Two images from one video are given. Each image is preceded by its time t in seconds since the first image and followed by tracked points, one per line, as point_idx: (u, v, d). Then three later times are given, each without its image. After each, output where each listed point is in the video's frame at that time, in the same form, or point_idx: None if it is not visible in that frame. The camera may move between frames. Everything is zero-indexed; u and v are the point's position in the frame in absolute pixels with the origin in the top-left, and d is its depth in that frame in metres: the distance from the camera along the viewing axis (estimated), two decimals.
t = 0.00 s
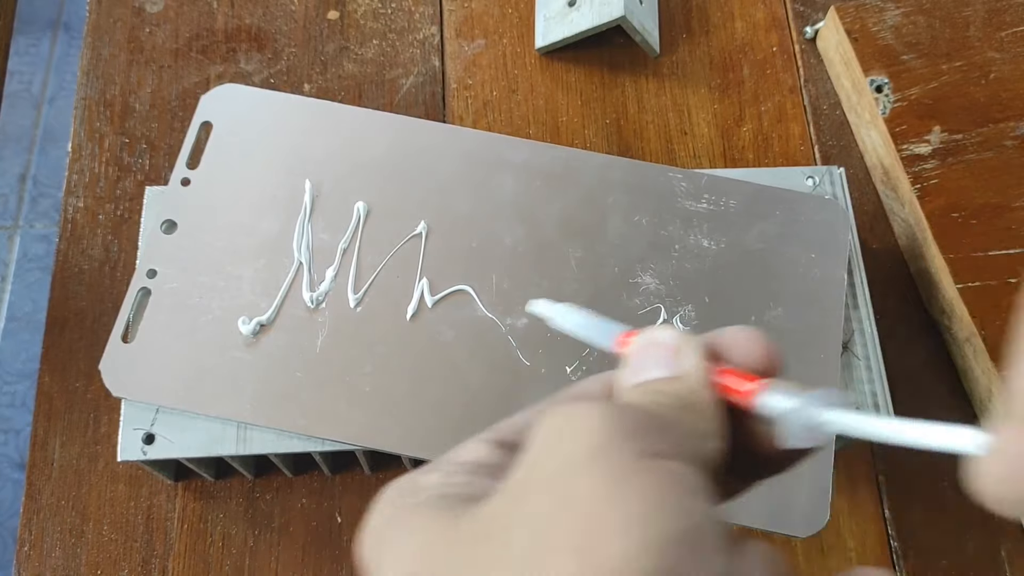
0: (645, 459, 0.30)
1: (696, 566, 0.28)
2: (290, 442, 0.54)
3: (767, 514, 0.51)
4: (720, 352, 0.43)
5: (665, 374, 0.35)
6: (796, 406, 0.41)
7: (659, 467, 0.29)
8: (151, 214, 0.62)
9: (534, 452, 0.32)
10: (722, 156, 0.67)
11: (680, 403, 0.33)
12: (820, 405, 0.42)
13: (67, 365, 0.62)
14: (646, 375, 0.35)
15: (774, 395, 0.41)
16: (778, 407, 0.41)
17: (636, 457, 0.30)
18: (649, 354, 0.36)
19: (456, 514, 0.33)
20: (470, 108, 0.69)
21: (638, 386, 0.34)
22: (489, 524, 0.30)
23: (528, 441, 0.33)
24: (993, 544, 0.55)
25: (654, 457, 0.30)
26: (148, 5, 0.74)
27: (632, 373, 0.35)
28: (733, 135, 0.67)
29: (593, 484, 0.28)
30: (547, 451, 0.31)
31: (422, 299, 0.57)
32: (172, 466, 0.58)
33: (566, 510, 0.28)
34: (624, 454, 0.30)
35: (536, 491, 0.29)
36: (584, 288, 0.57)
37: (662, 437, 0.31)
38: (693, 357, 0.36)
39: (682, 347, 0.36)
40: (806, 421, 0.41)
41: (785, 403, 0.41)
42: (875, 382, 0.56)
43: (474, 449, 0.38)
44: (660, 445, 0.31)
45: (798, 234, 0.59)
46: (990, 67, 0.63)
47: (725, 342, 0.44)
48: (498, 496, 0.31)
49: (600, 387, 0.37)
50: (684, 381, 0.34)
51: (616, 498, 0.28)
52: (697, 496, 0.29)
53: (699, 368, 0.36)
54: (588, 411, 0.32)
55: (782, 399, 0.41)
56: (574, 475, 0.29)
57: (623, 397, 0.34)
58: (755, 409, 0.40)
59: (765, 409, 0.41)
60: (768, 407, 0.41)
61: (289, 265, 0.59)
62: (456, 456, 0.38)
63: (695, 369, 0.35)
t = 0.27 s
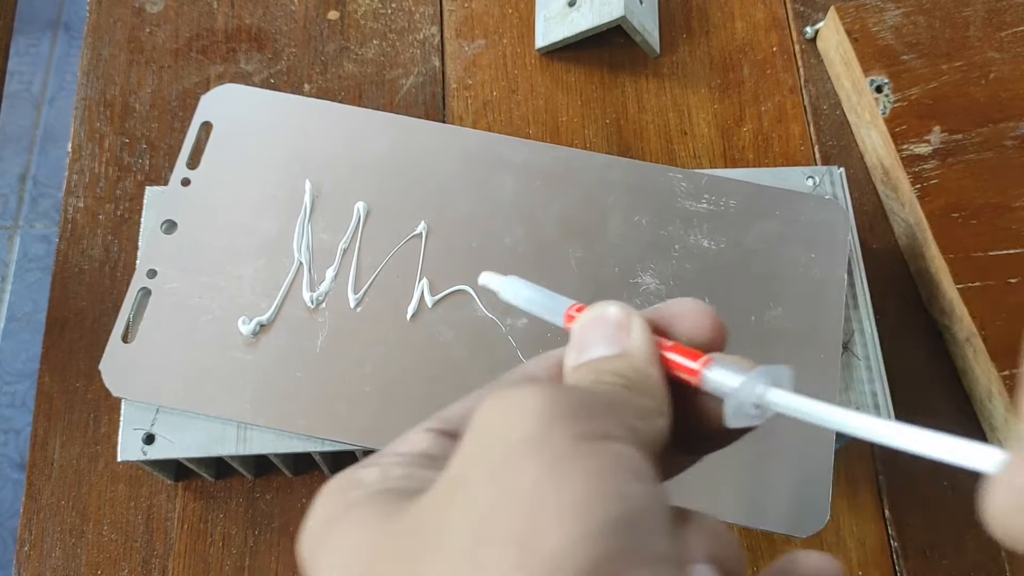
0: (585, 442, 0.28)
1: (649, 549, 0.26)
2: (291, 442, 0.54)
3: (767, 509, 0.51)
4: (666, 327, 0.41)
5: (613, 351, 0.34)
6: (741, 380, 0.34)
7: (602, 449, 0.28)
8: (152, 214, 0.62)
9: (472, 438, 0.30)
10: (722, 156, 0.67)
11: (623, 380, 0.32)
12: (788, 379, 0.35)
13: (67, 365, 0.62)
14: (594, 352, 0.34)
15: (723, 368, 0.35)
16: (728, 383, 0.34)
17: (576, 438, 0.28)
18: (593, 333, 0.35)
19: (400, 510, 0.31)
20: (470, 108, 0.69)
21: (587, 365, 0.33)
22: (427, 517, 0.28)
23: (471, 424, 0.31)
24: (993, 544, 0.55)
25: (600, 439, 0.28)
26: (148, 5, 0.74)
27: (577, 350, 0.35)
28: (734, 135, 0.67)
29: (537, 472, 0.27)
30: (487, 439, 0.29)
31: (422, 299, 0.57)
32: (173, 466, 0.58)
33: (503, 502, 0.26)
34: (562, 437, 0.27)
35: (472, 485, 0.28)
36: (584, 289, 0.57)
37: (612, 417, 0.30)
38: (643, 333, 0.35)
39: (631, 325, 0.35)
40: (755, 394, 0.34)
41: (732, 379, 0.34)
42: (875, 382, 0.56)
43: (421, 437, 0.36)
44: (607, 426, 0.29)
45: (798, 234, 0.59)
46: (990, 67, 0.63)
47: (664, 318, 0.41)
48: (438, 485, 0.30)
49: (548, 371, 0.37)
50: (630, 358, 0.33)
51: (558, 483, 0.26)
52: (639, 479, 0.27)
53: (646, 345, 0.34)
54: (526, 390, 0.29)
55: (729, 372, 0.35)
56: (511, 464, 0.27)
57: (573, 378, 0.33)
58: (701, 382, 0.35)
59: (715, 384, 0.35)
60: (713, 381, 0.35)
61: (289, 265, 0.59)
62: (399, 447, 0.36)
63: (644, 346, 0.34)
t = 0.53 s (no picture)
0: (502, 481, 0.29)
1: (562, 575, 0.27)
2: (291, 442, 0.54)
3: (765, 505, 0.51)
4: (596, 377, 0.43)
5: (544, 399, 0.36)
6: (667, 435, 0.37)
7: (518, 490, 0.29)
8: (152, 215, 0.62)
9: (396, 478, 0.30)
10: (722, 156, 0.67)
11: (550, 426, 0.34)
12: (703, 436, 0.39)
13: (67, 365, 0.62)
14: (526, 401, 0.36)
15: (652, 423, 0.38)
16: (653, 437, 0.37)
17: (493, 476, 0.29)
18: (526, 381, 0.37)
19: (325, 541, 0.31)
20: (470, 108, 0.69)
21: (517, 412, 0.35)
22: (356, 547, 0.29)
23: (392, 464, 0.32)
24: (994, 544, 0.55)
25: (516, 481, 0.29)
26: (149, 5, 0.74)
27: (510, 397, 0.36)
28: (734, 135, 0.67)
29: (455, 507, 0.28)
30: (411, 478, 0.30)
31: (422, 299, 0.57)
32: (173, 466, 0.58)
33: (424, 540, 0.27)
34: (482, 477, 0.29)
35: (386, 523, 0.29)
36: (584, 289, 0.57)
37: (534, 460, 0.31)
38: (572, 379, 0.37)
39: (562, 372, 0.37)
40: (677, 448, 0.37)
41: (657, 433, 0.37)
42: (876, 381, 0.56)
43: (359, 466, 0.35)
44: (525, 467, 0.30)
45: (797, 235, 0.59)
46: (990, 67, 0.63)
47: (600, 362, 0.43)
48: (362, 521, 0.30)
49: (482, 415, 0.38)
50: (560, 407, 0.35)
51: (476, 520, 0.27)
52: (551, 515, 0.28)
53: (574, 392, 0.36)
54: (450, 434, 0.31)
55: (656, 428, 0.37)
56: (433, 502, 0.28)
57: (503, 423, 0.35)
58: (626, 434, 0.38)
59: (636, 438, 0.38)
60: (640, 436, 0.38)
61: (289, 265, 0.59)
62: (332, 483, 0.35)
63: (573, 394, 0.36)
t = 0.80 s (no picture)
0: (508, 426, 0.27)
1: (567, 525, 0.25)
2: (292, 443, 0.54)
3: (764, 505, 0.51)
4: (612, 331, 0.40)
5: (559, 356, 0.34)
6: (681, 382, 0.34)
7: (526, 434, 0.27)
8: (152, 215, 0.62)
9: (405, 429, 0.29)
10: (722, 156, 0.67)
11: (566, 382, 0.32)
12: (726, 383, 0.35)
13: (67, 365, 0.62)
14: (541, 359, 0.34)
15: (665, 371, 0.34)
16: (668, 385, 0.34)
17: (495, 422, 0.27)
18: (540, 338, 0.35)
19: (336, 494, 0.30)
20: (470, 108, 0.69)
21: (531, 371, 0.33)
22: (361, 496, 0.27)
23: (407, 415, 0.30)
24: (993, 545, 0.55)
25: (527, 427, 0.28)
26: (149, 5, 0.74)
27: (526, 356, 0.35)
28: (734, 135, 0.67)
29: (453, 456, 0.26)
30: (417, 428, 0.28)
31: (422, 299, 0.57)
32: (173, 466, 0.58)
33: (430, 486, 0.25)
34: (485, 423, 0.27)
35: (393, 475, 0.27)
36: (584, 289, 0.57)
37: (544, 412, 0.29)
38: (587, 334, 0.35)
39: (578, 330, 0.35)
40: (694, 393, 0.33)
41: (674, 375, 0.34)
42: (876, 382, 0.56)
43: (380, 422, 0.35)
44: (537, 415, 0.29)
45: (797, 235, 0.59)
46: (990, 67, 0.63)
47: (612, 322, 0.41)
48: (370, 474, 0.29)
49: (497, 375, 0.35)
50: (575, 362, 0.34)
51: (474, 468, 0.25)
52: (553, 460, 0.26)
53: (591, 348, 0.34)
54: (460, 381, 0.29)
55: (671, 373, 0.34)
56: (443, 444, 0.26)
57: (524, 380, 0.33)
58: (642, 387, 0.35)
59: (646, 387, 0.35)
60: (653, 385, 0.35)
61: (290, 265, 0.59)
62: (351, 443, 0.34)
63: (589, 351, 0.34)
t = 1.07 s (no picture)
0: (500, 411, 0.28)
1: (552, 500, 0.26)
2: (293, 442, 0.54)
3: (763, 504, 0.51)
4: (596, 321, 0.42)
5: (546, 348, 0.35)
6: (659, 360, 0.35)
7: (520, 418, 0.28)
8: (152, 215, 0.62)
9: (398, 420, 0.29)
10: (722, 156, 0.67)
11: (553, 371, 0.33)
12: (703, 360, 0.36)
13: (68, 365, 0.62)
14: (529, 351, 0.35)
15: (644, 352, 0.36)
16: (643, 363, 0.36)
17: (491, 408, 0.27)
18: (526, 332, 0.36)
19: (326, 493, 0.30)
20: (470, 108, 0.69)
21: (522, 362, 0.34)
22: (355, 498, 0.27)
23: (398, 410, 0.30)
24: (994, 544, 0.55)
25: (515, 413, 0.28)
26: (149, 5, 0.74)
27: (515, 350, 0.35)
28: (734, 135, 0.68)
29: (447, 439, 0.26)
30: (412, 416, 0.28)
31: (422, 299, 0.57)
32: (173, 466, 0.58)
33: (414, 474, 0.26)
34: (478, 410, 0.27)
35: (387, 472, 0.27)
36: (584, 289, 0.57)
37: (527, 392, 0.30)
38: (575, 326, 0.36)
39: (564, 320, 0.36)
40: (671, 372, 0.35)
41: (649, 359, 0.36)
42: (876, 382, 0.56)
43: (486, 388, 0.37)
44: (523, 398, 0.29)
45: (797, 235, 0.59)
46: (991, 67, 0.63)
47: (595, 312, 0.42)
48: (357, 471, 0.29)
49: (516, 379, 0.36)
50: (562, 352, 0.35)
51: (458, 454, 0.26)
52: (548, 442, 0.27)
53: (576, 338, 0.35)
54: (452, 371, 0.29)
55: (649, 355, 0.36)
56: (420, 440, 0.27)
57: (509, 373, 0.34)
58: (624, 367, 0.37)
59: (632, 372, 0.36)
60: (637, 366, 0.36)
61: (290, 265, 0.59)
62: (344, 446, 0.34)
63: (574, 340, 0.35)
